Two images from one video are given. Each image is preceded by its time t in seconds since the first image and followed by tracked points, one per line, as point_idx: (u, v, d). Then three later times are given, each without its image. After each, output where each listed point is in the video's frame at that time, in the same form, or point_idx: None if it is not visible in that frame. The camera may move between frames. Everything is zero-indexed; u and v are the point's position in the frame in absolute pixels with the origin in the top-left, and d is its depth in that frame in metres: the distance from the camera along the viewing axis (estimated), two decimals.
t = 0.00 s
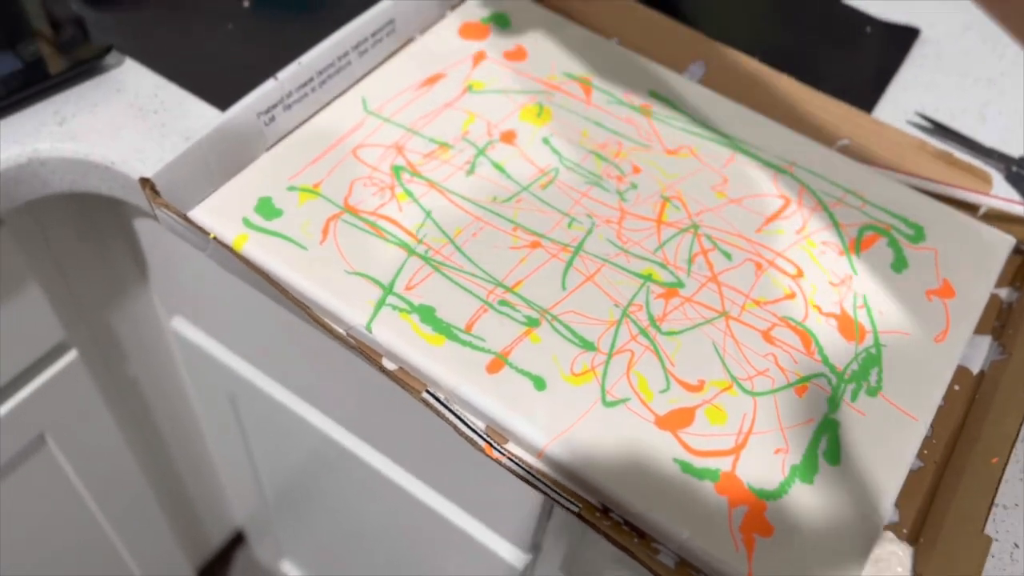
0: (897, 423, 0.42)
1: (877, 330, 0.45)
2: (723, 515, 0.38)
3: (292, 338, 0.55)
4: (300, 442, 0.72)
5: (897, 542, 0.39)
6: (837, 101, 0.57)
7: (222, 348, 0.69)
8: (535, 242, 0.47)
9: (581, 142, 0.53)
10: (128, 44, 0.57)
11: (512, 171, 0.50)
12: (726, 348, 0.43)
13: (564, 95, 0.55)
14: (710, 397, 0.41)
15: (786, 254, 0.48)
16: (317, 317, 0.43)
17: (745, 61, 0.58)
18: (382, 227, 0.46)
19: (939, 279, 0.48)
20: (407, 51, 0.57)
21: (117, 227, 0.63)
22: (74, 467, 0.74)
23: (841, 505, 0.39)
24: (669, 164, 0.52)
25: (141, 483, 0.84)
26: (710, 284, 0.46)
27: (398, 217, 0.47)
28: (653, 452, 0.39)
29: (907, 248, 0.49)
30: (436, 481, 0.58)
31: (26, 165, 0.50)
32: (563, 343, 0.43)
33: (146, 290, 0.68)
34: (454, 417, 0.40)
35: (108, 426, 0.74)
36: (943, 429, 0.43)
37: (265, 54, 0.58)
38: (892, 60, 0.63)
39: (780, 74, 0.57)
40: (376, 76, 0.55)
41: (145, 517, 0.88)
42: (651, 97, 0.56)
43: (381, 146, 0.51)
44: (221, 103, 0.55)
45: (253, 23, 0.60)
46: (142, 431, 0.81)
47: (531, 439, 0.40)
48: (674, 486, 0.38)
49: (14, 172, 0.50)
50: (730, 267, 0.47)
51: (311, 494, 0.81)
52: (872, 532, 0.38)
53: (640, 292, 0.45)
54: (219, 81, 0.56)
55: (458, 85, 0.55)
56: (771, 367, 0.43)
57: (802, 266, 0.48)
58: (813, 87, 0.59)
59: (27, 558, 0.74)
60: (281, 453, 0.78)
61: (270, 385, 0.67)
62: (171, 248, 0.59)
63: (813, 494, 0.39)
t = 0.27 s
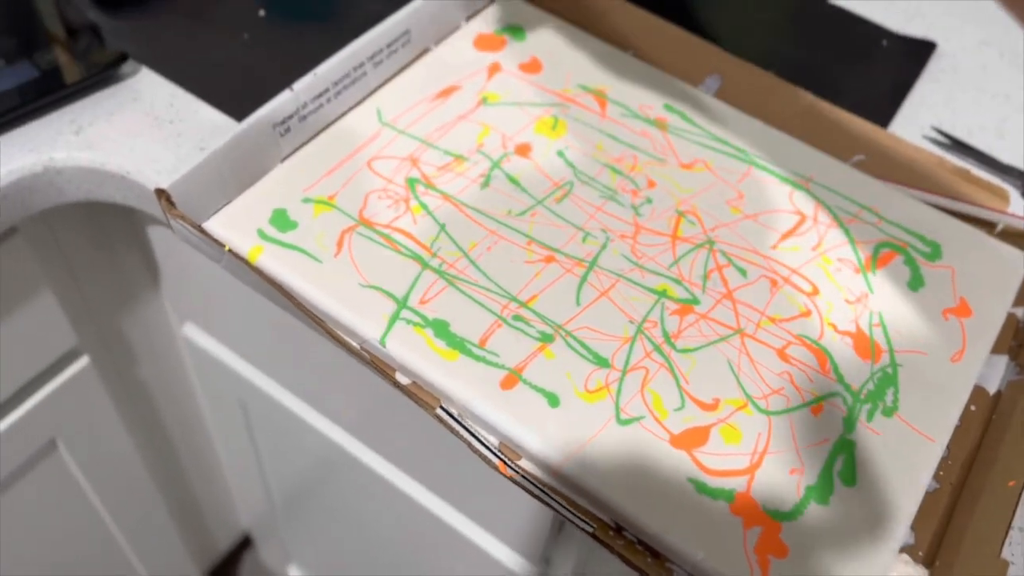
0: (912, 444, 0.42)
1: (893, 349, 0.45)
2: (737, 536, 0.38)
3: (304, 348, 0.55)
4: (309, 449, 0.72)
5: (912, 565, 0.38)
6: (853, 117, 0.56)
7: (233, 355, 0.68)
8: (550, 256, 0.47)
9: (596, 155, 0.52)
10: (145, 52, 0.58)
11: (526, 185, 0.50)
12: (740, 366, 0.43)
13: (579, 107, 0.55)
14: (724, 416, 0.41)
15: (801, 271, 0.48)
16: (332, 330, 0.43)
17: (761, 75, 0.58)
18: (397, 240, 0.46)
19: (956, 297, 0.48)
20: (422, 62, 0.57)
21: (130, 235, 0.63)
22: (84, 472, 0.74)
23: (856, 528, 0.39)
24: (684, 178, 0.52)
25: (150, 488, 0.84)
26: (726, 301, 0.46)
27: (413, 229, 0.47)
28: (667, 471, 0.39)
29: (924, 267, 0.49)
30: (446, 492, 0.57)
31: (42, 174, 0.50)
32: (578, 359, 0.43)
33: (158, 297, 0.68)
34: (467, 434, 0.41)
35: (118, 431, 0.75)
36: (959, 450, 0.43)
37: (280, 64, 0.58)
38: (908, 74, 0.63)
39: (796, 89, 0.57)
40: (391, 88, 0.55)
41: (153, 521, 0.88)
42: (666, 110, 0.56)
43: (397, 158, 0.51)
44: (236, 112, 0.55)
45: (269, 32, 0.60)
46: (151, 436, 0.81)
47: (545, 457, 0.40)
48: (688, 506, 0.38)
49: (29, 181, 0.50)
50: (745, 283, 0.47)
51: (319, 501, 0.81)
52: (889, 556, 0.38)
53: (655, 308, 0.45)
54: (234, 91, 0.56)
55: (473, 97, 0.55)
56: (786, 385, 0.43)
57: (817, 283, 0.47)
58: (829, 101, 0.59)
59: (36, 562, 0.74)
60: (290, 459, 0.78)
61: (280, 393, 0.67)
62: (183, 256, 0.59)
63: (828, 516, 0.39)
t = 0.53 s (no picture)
0: (925, 460, 0.41)
1: (906, 364, 0.45)
2: (747, 552, 0.38)
3: (311, 355, 0.55)
4: (316, 455, 0.71)
5: None
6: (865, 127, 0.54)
7: (240, 361, 0.68)
8: (560, 266, 0.46)
9: (607, 165, 0.52)
10: (155, 58, 0.58)
11: (537, 194, 0.50)
12: (751, 379, 0.43)
13: (590, 116, 0.55)
14: (735, 430, 0.41)
15: (813, 283, 0.47)
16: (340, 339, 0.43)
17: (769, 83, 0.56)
18: (406, 249, 0.46)
19: (968, 311, 0.47)
20: (432, 69, 0.56)
21: (139, 240, 0.63)
22: (91, 476, 0.74)
23: (867, 545, 0.38)
24: (695, 189, 0.51)
25: (155, 491, 0.84)
26: (736, 313, 0.45)
27: (422, 239, 0.47)
28: (677, 486, 0.39)
29: (937, 280, 0.49)
30: (453, 501, 0.57)
31: (52, 180, 0.50)
32: (587, 371, 0.42)
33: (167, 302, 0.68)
34: (475, 445, 0.40)
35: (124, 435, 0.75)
36: (973, 466, 0.42)
37: (290, 70, 0.58)
38: (921, 84, 0.62)
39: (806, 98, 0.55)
40: (401, 96, 0.55)
41: (158, 524, 0.88)
42: (678, 120, 0.55)
43: (407, 167, 0.50)
44: (246, 119, 0.54)
45: (279, 38, 0.60)
46: (158, 440, 0.81)
47: (554, 469, 0.39)
48: (698, 521, 0.38)
49: (39, 186, 0.50)
50: (757, 295, 0.46)
51: (325, 506, 0.81)
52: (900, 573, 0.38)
53: (665, 320, 0.45)
54: (245, 97, 0.56)
55: (484, 105, 0.55)
56: (798, 399, 0.42)
57: (829, 296, 0.47)
58: (841, 111, 0.59)
59: (42, 566, 0.74)
60: (296, 465, 0.78)
61: (287, 399, 0.67)
62: (192, 262, 0.59)
63: (839, 533, 0.39)
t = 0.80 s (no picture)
0: (928, 471, 0.41)
1: (909, 374, 0.44)
2: (749, 563, 0.37)
3: (314, 360, 0.55)
4: (318, 459, 0.71)
5: None
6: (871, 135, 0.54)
7: (243, 365, 0.68)
8: (563, 274, 0.46)
9: (611, 172, 0.52)
10: (160, 63, 0.58)
11: (540, 201, 0.50)
12: (754, 388, 0.43)
13: (594, 123, 0.55)
14: (737, 439, 0.41)
15: (817, 292, 0.47)
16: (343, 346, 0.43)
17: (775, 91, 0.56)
18: (409, 255, 0.46)
19: (973, 321, 0.47)
20: (436, 75, 0.57)
21: (143, 244, 0.63)
22: (94, 479, 0.74)
23: (870, 556, 0.38)
24: (699, 197, 0.51)
25: (158, 494, 0.84)
26: (739, 322, 0.45)
27: (425, 245, 0.47)
28: (678, 496, 0.39)
29: (941, 289, 0.48)
30: (454, 507, 0.57)
31: (57, 184, 0.50)
32: (590, 379, 0.42)
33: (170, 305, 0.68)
34: (476, 453, 0.40)
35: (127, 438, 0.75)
36: (976, 476, 0.42)
37: (295, 75, 0.58)
38: (926, 92, 0.62)
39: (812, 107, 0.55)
40: (406, 102, 0.55)
41: (161, 527, 0.88)
42: (682, 127, 0.55)
43: (410, 173, 0.50)
44: (250, 124, 0.55)
45: (284, 43, 0.60)
46: (161, 443, 0.81)
47: (555, 478, 0.39)
48: (699, 531, 0.38)
49: (44, 190, 0.50)
50: (760, 304, 0.46)
51: (327, 509, 0.81)
52: None
53: (668, 328, 0.45)
54: (249, 103, 0.56)
55: (488, 112, 0.55)
56: (800, 409, 0.42)
57: (833, 304, 0.47)
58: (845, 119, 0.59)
59: (45, 568, 0.74)
60: (299, 468, 0.78)
61: (290, 403, 0.67)
62: (195, 265, 0.59)
63: (842, 544, 0.38)
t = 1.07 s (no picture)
0: (930, 479, 0.41)
1: (911, 381, 0.44)
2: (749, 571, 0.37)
3: (315, 364, 0.55)
4: (319, 462, 0.71)
5: None
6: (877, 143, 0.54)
7: (245, 368, 0.68)
8: (564, 279, 0.46)
9: (613, 177, 0.52)
10: (163, 66, 0.58)
11: (541, 206, 0.50)
12: (755, 395, 0.43)
13: (596, 128, 0.55)
14: (738, 446, 0.41)
15: (819, 298, 0.47)
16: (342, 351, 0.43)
17: (781, 98, 0.56)
18: (410, 260, 0.46)
19: (976, 328, 0.47)
20: (438, 79, 0.57)
21: (146, 247, 0.63)
22: (95, 481, 0.74)
23: (872, 564, 0.38)
24: (701, 202, 0.51)
25: (160, 497, 0.84)
26: (741, 328, 0.45)
27: (426, 250, 0.47)
28: (678, 503, 0.39)
29: (944, 296, 0.48)
30: (454, 511, 0.57)
31: (59, 188, 0.50)
32: (590, 385, 0.42)
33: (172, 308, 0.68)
34: (476, 460, 0.40)
35: (129, 441, 0.75)
36: (978, 486, 0.42)
37: (297, 79, 0.58)
38: (930, 97, 0.62)
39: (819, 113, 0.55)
40: (408, 106, 0.55)
41: (163, 529, 0.88)
42: (684, 132, 0.55)
43: (412, 178, 0.50)
44: (252, 128, 0.55)
45: (287, 47, 0.60)
46: (163, 446, 0.81)
47: (555, 485, 0.39)
48: (700, 539, 0.38)
49: (46, 194, 0.50)
50: (762, 310, 0.46)
51: (328, 513, 0.81)
52: None
53: (669, 334, 0.45)
54: (251, 106, 0.56)
55: (490, 116, 0.55)
56: (802, 416, 0.42)
57: (835, 311, 0.47)
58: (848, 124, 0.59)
59: (46, 570, 0.74)
60: (300, 472, 0.78)
61: (291, 407, 0.67)
62: (197, 269, 0.59)
63: (843, 553, 0.38)
